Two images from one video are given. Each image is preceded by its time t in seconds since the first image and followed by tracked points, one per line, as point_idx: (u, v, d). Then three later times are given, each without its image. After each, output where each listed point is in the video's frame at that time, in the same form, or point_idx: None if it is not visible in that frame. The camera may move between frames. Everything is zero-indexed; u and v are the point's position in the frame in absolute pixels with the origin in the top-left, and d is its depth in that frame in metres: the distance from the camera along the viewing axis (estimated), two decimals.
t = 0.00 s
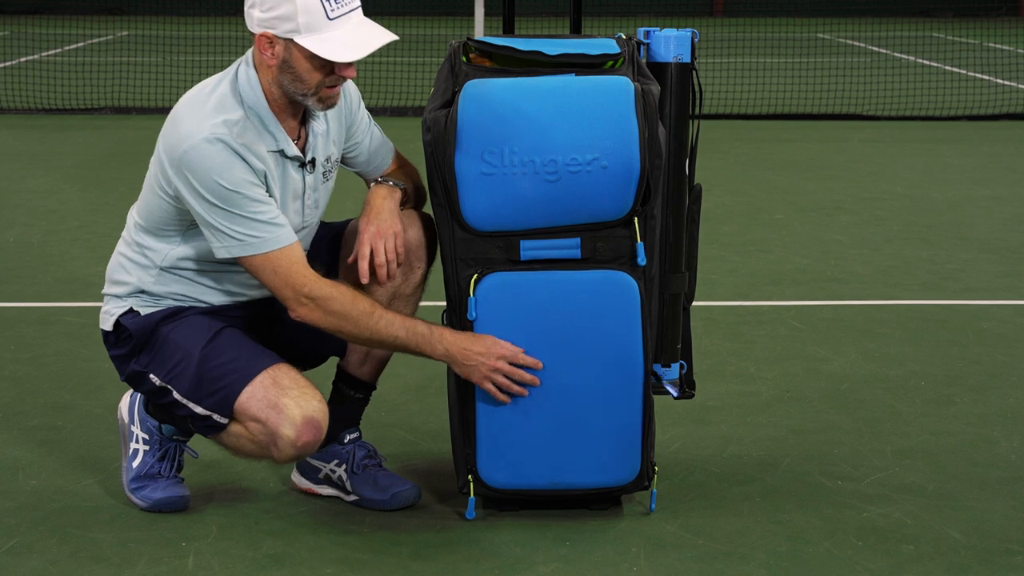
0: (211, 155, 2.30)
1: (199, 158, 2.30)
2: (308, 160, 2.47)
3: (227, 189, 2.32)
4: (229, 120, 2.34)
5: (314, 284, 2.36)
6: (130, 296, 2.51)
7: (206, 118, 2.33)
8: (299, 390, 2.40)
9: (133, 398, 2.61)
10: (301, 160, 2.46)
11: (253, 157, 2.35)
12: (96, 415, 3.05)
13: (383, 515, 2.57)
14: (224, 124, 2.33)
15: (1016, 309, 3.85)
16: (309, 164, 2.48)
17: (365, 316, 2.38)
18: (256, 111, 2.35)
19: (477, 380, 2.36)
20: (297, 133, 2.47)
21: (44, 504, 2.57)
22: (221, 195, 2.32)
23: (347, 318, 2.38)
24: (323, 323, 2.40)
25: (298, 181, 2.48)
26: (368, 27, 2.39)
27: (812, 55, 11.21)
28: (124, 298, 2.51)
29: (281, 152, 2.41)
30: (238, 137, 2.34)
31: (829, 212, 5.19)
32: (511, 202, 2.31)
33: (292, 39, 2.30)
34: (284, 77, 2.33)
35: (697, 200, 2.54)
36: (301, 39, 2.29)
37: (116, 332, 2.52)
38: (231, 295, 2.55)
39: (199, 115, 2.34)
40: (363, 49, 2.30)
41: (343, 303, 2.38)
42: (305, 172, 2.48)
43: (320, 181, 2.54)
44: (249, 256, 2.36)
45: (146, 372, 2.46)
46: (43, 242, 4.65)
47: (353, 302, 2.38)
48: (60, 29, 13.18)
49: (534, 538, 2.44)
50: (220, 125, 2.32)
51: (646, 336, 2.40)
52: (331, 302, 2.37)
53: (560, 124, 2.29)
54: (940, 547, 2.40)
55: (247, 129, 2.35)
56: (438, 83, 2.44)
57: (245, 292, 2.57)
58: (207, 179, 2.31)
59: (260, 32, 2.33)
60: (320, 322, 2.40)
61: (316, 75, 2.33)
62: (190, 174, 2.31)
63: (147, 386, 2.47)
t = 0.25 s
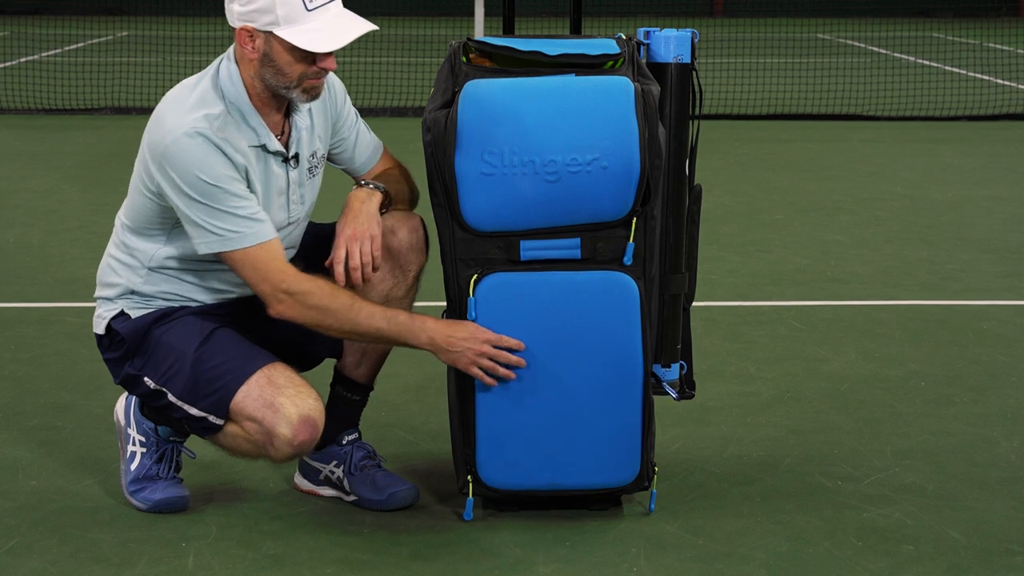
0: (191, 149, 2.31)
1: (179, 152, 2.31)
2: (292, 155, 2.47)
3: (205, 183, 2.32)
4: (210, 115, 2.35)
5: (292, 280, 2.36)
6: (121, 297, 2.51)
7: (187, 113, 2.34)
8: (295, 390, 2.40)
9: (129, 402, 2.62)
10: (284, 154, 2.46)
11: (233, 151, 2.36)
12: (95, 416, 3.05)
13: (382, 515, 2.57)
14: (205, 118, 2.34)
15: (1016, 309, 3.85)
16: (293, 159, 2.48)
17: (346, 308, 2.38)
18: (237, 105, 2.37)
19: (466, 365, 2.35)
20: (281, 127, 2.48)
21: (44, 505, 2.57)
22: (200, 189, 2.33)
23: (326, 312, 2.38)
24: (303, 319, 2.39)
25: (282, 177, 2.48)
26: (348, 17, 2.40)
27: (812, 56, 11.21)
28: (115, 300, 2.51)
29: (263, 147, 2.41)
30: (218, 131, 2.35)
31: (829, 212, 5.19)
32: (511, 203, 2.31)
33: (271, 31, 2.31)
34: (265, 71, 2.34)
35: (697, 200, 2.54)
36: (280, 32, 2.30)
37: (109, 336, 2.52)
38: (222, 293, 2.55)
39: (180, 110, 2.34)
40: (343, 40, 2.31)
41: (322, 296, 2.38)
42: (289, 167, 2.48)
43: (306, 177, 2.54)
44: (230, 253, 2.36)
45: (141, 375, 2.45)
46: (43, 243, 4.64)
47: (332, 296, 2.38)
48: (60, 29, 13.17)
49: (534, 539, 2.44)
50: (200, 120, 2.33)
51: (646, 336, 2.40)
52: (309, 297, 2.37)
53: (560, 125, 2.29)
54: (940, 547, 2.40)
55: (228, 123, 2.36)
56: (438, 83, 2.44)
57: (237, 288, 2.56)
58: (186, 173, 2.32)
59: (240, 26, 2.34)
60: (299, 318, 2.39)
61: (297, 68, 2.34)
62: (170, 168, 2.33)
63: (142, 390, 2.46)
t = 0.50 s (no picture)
0: (168, 151, 2.32)
1: (155, 154, 2.32)
2: (274, 156, 2.48)
3: (180, 186, 2.33)
4: (188, 117, 2.35)
5: (254, 290, 2.36)
6: (112, 303, 2.50)
7: (166, 114, 2.34)
8: (289, 390, 2.41)
9: (124, 409, 2.62)
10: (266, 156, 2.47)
11: (211, 154, 2.36)
12: (95, 420, 3.05)
13: (382, 519, 2.57)
14: (183, 120, 2.34)
15: (1016, 313, 3.86)
16: (275, 160, 2.49)
17: (308, 317, 2.38)
18: (216, 106, 2.37)
19: (432, 371, 2.37)
20: (264, 129, 2.49)
21: (44, 509, 2.57)
22: (175, 192, 2.33)
23: (289, 321, 2.38)
24: (265, 328, 2.39)
25: (264, 179, 2.48)
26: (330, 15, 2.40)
27: (812, 60, 11.23)
28: (107, 306, 2.51)
29: (243, 149, 2.42)
30: (195, 133, 2.35)
31: (829, 217, 5.19)
32: (511, 207, 2.31)
33: (253, 29, 2.31)
34: (246, 70, 2.35)
35: (697, 205, 2.55)
36: (262, 30, 2.30)
37: (101, 342, 2.52)
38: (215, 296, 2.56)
39: (159, 112, 2.35)
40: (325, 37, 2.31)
41: (284, 305, 2.38)
42: (271, 168, 2.48)
43: (291, 177, 2.55)
44: (200, 258, 2.36)
45: (134, 380, 2.45)
46: (43, 247, 4.65)
47: (295, 304, 2.38)
48: (60, 33, 13.18)
49: (534, 543, 2.44)
50: (178, 122, 2.34)
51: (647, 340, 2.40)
52: (272, 306, 2.37)
53: (560, 129, 2.29)
54: (940, 551, 2.40)
55: (206, 125, 2.37)
56: (438, 87, 2.44)
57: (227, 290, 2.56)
58: (162, 175, 2.32)
59: (222, 24, 2.34)
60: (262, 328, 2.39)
61: (280, 66, 2.34)
62: (147, 170, 2.33)
63: (136, 395, 2.46)
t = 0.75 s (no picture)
0: (155, 155, 2.32)
1: (142, 159, 2.32)
2: (263, 157, 2.49)
3: (169, 189, 2.33)
4: (174, 121, 2.36)
5: (244, 290, 2.34)
6: (109, 307, 2.51)
7: (151, 118, 2.35)
8: (288, 390, 2.41)
9: (123, 414, 2.62)
10: (254, 157, 2.47)
11: (199, 157, 2.37)
12: (95, 425, 3.05)
13: (382, 523, 2.57)
14: (170, 124, 2.35)
15: (1016, 318, 3.86)
16: (264, 160, 2.49)
17: (300, 309, 2.34)
18: (201, 109, 2.38)
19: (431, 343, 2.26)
20: (252, 130, 2.49)
21: (44, 514, 2.57)
22: (164, 196, 2.34)
23: (282, 315, 2.35)
24: (261, 326, 2.37)
25: (254, 179, 2.48)
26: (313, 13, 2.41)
27: (812, 64, 11.24)
28: (103, 311, 2.51)
29: (232, 150, 2.42)
30: (183, 136, 2.36)
31: (829, 221, 5.19)
32: (511, 212, 2.32)
33: (237, 28, 2.32)
34: (232, 69, 2.36)
35: (697, 209, 2.55)
36: (246, 27, 2.31)
37: (99, 348, 2.52)
38: (211, 298, 2.56)
39: (145, 117, 2.36)
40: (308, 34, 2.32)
41: (274, 301, 2.34)
42: (261, 169, 2.49)
43: (282, 178, 2.55)
44: (194, 260, 2.36)
45: (133, 385, 2.45)
46: (43, 251, 4.65)
47: (284, 297, 2.35)
48: (60, 38, 13.19)
49: (534, 548, 2.44)
50: (165, 125, 2.34)
51: (646, 345, 2.40)
52: (263, 304, 2.34)
53: (560, 134, 2.29)
54: (940, 556, 2.40)
55: (193, 128, 2.38)
56: (437, 92, 2.45)
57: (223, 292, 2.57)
58: (150, 179, 2.33)
59: (206, 24, 2.35)
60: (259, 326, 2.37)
61: (265, 64, 2.36)
62: (135, 176, 2.34)
63: (134, 400, 2.46)
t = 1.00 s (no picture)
0: (154, 161, 2.32)
1: (141, 165, 2.32)
2: (265, 164, 2.49)
3: (167, 195, 2.33)
4: (175, 128, 2.36)
5: (234, 293, 2.34)
6: (109, 316, 2.51)
7: (152, 124, 2.35)
8: (288, 394, 2.41)
9: (123, 423, 2.62)
10: (256, 164, 2.47)
11: (199, 163, 2.37)
12: (97, 433, 3.05)
13: (384, 532, 2.57)
14: (170, 130, 2.35)
15: (1017, 326, 3.85)
16: (266, 167, 2.49)
17: (289, 307, 2.35)
18: (203, 116, 2.39)
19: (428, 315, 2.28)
20: (254, 138, 2.50)
21: (46, 523, 2.57)
22: (162, 202, 2.33)
23: (272, 316, 2.35)
24: (252, 330, 2.36)
25: (255, 187, 2.49)
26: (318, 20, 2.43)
27: (814, 73, 11.25)
28: (104, 320, 2.51)
29: (232, 158, 2.43)
30: (182, 143, 2.36)
31: (831, 230, 5.19)
32: (513, 220, 2.31)
33: (243, 34, 2.34)
34: (236, 76, 2.37)
35: (699, 217, 2.54)
36: (252, 34, 2.33)
37: (99, 356, 2.51)
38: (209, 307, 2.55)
39: (146, 123, 2.36)
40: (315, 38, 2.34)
41: (264, 303, 2.34)
42: (262, 176, 2.49)
43: (282, 186, 2.55)
44: (188, 265, 2.35)
45: (133, 392, 2.44)
46: (45, 260, 4.65)
47: (272, 298, 2.35)
48: (63, 46, 13.21)
49: (537, 557, 2.43)
50: (165, 131, 2.34)
51: (648, 353, 2.40)
52: (253, 307, 2.34)
53: (561, 143, 2.29)
54: (943, 565, 2.39)
55: (194, 135, 2.38)
56: (438, 101, 2.45)
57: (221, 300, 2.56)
58: (149, 185, 2.32)
59: (211, 31, 2.37)
60: (250, 331, 2.36)
61: (270, 70, 2.37)
62: (133, 181, 2.33)
63: (135, 407, 2.45)
